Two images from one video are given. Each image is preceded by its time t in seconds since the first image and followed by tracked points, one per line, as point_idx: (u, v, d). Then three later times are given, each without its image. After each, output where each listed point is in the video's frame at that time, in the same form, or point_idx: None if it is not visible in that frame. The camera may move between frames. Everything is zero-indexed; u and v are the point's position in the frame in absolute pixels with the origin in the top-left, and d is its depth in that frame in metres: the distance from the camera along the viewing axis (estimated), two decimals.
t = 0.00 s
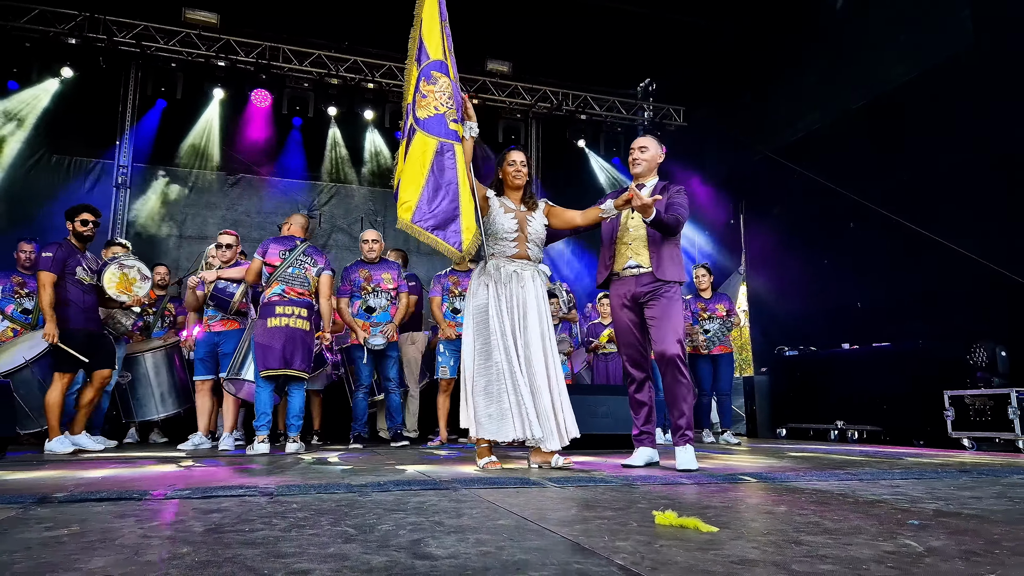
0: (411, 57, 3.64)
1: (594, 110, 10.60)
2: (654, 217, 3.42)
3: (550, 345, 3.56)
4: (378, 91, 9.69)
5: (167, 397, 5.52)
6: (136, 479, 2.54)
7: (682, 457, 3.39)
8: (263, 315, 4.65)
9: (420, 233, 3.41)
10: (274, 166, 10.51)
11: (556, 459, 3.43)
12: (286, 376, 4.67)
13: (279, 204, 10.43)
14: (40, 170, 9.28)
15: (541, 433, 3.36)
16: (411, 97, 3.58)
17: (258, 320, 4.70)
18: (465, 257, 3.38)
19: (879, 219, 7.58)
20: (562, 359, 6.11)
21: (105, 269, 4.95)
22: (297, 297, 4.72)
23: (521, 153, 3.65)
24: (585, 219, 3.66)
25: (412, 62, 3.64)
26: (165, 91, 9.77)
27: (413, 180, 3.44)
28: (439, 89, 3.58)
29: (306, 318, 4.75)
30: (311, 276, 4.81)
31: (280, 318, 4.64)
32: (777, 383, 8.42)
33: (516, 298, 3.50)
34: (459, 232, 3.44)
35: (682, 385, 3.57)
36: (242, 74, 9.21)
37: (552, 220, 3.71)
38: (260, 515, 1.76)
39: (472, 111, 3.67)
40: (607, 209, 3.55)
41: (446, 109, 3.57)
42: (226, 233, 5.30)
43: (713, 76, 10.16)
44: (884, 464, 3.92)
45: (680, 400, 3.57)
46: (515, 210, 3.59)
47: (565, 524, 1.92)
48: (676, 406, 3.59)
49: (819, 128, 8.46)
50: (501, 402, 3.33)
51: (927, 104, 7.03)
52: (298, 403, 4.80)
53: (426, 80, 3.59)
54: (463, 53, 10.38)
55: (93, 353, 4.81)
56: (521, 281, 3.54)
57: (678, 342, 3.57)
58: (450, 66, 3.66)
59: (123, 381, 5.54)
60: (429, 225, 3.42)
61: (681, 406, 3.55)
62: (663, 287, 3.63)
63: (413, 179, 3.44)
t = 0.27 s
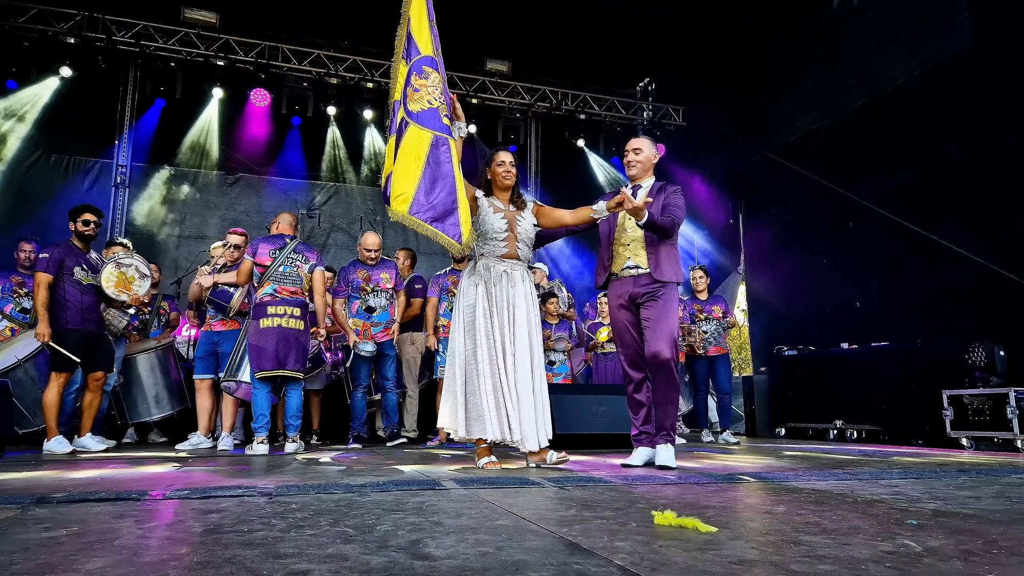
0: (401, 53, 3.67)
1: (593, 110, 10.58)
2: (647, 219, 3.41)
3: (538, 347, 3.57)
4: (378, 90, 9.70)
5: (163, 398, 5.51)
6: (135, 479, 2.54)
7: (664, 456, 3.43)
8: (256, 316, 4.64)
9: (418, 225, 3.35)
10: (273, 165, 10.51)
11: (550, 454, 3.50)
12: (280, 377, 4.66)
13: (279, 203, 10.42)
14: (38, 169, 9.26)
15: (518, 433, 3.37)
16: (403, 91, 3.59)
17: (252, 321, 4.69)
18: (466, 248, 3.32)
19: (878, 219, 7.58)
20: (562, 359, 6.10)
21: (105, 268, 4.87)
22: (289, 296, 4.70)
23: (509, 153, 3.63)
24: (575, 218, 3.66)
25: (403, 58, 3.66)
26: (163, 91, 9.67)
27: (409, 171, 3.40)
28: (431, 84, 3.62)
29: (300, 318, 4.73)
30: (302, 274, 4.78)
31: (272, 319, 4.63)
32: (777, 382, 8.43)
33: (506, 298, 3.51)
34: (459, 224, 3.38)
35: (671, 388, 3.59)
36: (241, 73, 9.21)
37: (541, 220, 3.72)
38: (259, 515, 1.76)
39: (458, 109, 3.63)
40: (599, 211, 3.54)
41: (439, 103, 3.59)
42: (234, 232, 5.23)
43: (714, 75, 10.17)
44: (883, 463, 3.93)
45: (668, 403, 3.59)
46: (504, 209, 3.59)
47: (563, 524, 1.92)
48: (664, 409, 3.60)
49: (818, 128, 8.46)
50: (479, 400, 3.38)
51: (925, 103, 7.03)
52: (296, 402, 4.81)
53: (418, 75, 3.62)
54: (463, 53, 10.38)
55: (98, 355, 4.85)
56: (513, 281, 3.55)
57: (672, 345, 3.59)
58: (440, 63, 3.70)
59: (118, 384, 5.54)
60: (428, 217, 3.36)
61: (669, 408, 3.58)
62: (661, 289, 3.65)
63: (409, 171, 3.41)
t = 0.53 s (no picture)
0: (397, 52, 3.69)
1: (593, 110, 10.59)
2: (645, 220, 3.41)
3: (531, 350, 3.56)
4: (378, 90, 9.70)
5: (160, 397, 5.51)
6: (135, 479, 2.54)
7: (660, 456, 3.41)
8: (252, 316, 4.65)
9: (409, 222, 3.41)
10: (273, 165, 10.50)
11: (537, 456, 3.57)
12: (276, 377, 4.66)
13: (279, 202, 10.42)
14: (39, 169, 9.27)
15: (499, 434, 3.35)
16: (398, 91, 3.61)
17: (248, 321, 4.71)
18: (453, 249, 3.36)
19: (878, 219, 7.58)
20: (563, 359, 6.06)
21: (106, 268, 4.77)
22: (284, 295, 4.68)
23: (505, 154, 3.61)
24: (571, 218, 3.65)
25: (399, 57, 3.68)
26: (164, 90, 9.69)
27: (402, 170, 3.46)
28: (426, 83, 3.63)
29: (296, 318, 4.70)
30: (297, 272, 4.75)
31: (267, 319, 4.63)
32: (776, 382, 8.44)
33: (505, 299, 3.52)
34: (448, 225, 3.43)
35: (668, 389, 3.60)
36: (241, 73, 9.22)
37: (536, 221, 3.71)
38: (259, 515, 1.76)
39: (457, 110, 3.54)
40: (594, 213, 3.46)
41: (433, 103, 3.61)
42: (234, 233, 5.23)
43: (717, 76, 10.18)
44: (883, 465, 3.93)
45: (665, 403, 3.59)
46: (501, 210, 3.59)
47: (563, 526, 1.92)
48: (659, 409, 3.61)
49: (818, 128, 8.46)
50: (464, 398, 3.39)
51: (926, 104, 7.02)
52: (295, 402, 4.82)
53: (413, 75, 3.64)
54: (463, 53, 10.38)
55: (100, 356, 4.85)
56: (511, 283, 3.55)
57: (673, 346, 3.62)
58: (436, 62, 3.71)
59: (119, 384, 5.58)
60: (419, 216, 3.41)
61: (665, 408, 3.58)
62: (664, 290, 3.67)
63: (402, 170, 3.46)
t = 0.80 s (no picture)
0: (398, 50, 3.57)
1: (594, 111, 10.58)
2: (643, 227, 3.50)
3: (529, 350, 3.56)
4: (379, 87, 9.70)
5: (160, 394, 5.55)
6: (133, 475, 2.54)
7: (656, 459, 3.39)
8: (252, 312, 4.64)
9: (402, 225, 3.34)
10: (274, 162, 10.51)
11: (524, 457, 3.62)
12: (275, 374, 4.65)
13: (279, 199, 10.45)
14: (39, 163, 9.31)
15: (495, 433, 3.36)
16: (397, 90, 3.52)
17: (248, 317, 4.69)
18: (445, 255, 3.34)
19: (878, 222, 7.59)
20: (563, 359, 6.06)
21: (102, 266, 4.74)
22: (285, 292, 4.67)
23: (507, 153, 3.65)
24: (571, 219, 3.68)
25: (400, 55, 3.57)
26: (164, 85, 9.59)
27: (398, 171, 3.37)
28: (426, 85, 3.53)
29: (296, 314, 4.70)
30: (299, 270, 4.75)
31: (267, 315, 4.62)
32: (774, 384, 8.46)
33: (506, 299, 3.51)
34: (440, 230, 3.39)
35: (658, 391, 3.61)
36: (242, 70, 9.21)
37: (538, 220, 3.72)
38: (257, 512, 1.75)
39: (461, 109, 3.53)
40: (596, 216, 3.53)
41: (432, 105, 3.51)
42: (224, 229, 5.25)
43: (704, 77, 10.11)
44: (881, 468, 3.93)
45: (655, 406, 3.61)
46: (504, 209, 3.59)
47: (561, 526, 1.92)
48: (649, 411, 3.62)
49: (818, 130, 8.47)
50: (462, 394, 3.38)
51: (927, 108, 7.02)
52: (293, 399, 4.81)
53: (414, 75, 3.54)
54: (465, 52, 10.39)
55: (99, 351, 4.89)
56: (513, 283, 3.55)
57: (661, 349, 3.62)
58: (437, 64, 3.61)
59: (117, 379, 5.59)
60: (413, 219, 3.35)
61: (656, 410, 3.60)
62: (651, 292, 3.67)
63: (398, 171, 3.37)
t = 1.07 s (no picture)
0: (400, 57, 3.57)
1: (596, 110, 10.50)
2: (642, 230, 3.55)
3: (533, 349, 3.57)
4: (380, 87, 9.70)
5: (166, 389, 5.55)
6: (138, 473, 2.55)
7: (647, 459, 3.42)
8: (262, 311, 4.64)
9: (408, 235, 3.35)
10: (275, 163, 10.49)
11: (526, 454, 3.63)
12: (285, 372, 4.65)
13: (281, 199, 10.44)
14: (45, 164, 9.28)
15: (512, 435, 3.39)
16: (400, 98, 3.51)
17: (258, 316, 4.69)
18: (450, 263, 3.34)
19: (881, 223, 7.58)
20: (565, 359, 6.07)
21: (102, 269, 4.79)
22: (295, 292, 4.68)
23: (507, 154, 3.63)
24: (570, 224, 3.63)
25: (402, 63, 3.57)
26: (168, 86, 9.77)
27: (404, 181, 3.39)
28: (429, 93, 3.53)
29: (305, 314, 4.71)
30: (310, 270, 4.77)
31: (277, 314, 4.62)
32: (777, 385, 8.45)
33: (507, 299, 3.52)
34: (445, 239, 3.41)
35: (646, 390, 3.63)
36: (245, 70, 9.26)
37: (539, 222, 3.71)
38: (263, 510, 1.76)
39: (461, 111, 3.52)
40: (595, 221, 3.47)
41: (435, 113, 3.51)
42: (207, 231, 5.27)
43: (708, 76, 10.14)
44: (886, 469, 3.92)
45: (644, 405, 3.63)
46: (504, 210, 3.58)
47: (566, 525, 1.92)
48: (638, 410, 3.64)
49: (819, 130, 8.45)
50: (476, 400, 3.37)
51: (929, 108, 7.01)
52: (297, 399, 4.80)
53: (416, 83, 3.55)
54: (466, 52, 10.38)
55: (107, 350, 4.88)
56: (513, 283, 3.56)
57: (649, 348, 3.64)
58: (438, 71, 3.61)
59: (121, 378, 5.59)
60: (419, 229, 3.37)
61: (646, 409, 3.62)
62: (639, 293, 3.69)
63: (404, 181, 3.39)
